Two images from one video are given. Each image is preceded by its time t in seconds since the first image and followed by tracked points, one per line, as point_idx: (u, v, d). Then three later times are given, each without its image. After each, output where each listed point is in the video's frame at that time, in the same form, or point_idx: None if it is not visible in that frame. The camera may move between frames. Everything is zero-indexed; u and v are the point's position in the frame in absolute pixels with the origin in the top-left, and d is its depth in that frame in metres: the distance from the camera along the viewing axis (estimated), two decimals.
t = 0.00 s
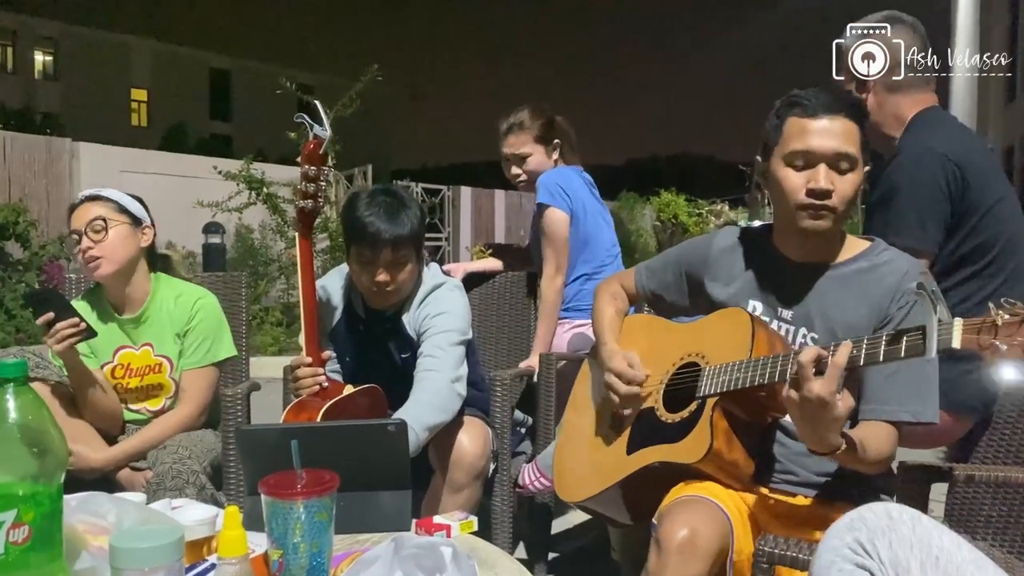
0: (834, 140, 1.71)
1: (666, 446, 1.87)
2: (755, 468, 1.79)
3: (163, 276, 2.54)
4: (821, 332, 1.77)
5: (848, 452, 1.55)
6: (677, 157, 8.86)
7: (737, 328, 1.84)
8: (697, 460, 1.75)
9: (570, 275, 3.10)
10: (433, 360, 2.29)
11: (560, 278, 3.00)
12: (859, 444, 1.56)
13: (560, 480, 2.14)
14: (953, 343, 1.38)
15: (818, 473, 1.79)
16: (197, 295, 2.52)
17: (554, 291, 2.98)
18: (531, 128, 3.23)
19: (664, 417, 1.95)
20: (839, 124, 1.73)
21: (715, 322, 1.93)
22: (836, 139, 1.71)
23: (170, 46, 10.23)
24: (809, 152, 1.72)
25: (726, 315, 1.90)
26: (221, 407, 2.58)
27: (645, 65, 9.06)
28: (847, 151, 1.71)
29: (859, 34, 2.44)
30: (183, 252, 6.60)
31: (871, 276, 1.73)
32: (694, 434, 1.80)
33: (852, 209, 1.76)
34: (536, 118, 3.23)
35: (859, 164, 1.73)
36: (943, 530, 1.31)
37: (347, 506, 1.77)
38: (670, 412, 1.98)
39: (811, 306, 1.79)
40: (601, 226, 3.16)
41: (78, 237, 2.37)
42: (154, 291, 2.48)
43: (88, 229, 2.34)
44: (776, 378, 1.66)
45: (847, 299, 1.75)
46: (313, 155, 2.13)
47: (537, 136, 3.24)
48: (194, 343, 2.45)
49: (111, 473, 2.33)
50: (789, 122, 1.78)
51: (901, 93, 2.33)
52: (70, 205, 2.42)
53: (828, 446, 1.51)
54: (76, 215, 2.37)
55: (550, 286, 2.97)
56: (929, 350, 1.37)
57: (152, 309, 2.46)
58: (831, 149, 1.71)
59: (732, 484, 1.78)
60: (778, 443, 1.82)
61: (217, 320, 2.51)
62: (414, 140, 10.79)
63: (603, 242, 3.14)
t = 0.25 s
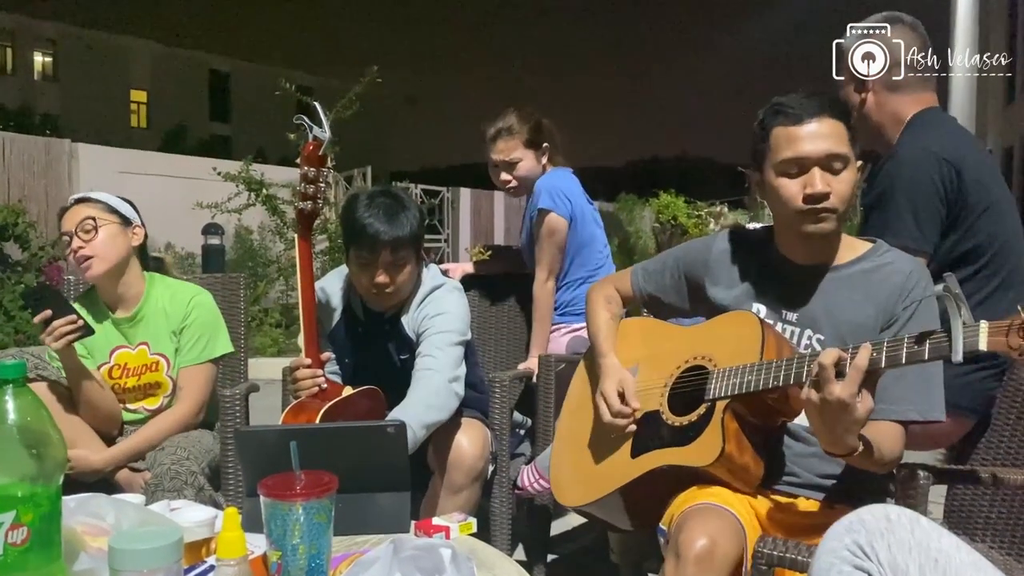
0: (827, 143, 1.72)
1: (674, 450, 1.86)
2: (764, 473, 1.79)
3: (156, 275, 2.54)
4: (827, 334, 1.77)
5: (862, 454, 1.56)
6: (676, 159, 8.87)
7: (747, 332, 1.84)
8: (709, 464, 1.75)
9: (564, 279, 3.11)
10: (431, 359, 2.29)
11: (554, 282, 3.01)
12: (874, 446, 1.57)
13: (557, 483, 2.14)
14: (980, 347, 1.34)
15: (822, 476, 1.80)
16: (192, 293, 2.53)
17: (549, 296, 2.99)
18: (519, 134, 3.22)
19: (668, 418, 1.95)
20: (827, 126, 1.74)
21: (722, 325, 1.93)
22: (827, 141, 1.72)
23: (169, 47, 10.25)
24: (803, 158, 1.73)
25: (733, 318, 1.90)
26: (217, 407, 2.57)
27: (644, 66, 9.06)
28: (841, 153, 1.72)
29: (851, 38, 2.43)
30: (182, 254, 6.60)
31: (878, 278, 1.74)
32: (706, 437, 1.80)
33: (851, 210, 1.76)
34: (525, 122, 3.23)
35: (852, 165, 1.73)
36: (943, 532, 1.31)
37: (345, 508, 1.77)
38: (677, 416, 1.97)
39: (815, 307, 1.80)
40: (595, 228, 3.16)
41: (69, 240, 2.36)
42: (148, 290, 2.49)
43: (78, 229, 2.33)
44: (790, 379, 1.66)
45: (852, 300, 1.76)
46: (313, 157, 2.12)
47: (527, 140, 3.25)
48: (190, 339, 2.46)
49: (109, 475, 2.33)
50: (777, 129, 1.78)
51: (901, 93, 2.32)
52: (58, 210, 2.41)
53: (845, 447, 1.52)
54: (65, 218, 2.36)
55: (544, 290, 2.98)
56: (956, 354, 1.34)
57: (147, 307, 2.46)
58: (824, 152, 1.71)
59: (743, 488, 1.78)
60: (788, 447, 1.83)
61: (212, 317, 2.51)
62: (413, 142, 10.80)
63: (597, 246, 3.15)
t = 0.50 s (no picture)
0: (819, 141, 1.73)
1: (676, 448, 1.86)
2: (766, 474, 1.79)
3: (152, 275, 2.54)
4: (828, 333, 1.77)
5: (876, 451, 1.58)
6: (675, 160, 8.88)
7: (749, 331, 1.84)
8: (712, 462, 1.74)
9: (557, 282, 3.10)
10: (442, 369, 2.29)
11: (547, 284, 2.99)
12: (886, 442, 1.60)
13: (557, 482, 2.13)
14: (986, 348, 1.35)
15: (820, 478, 1.79)
16: (189, 293, 2.53)
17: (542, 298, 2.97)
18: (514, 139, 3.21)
19: (673, 419, 1.96)
20: (818, 126, 1.75)
21: (723, 324, 1.93)
22: (819, 142, 1.73)
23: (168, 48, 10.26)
24: (795, 159, 1.73)
25: (735, 317, 1.90)
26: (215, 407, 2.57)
27: (642, 68, 9.06)
28: (832, 151, 1.73)
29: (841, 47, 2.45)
30: (182, 255, 6.60)
31: (878, 278, 1.74)
32: (708, 436, 1.80)
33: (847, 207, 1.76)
34: (519, 127, 3.22)
35: (844, 161, 1.74)
36: (942, 534, 1.31)
37: (344, 509, 1.77)
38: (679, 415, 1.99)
39: (816, 306, 1.80)
40: (587, 229, 3.16)
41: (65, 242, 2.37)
42: (145, 290, 2.48)
43: (74, 233, 2.33)
44: (796, 379, 1.65)
45: (854, 298, 1.75)
46: (311, 159, 2.13)
47: (520, 146, 3.24)
48: (187, 339, 2.46)
49: (109, 477, 2.34)
50: (767, 132, 1.79)
51: (896, 97, 2.32)
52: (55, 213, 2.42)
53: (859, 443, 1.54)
54: (61, 220, 2.36)
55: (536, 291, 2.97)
56: (962, 354, 1.35)
57: (143, 308, 2.46)
58: (815, 152, 1.72)
59: (744, 487, 1.78)
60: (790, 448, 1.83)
61: (209, 317, 2.51)
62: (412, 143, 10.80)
63: (589, 247, 3.15)
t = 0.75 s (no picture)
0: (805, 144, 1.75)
1: (671, 451, 1.87)
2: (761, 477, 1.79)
3: (156, 279, 2.55)
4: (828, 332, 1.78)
5: (921, 421, 1.56)
6: (675, 162, 8.88)
7: (746, 333, 1.85)
8: (707, 466, 1.75)
9: (555, 286, 3.10)
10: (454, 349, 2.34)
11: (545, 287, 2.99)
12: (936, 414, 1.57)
13: (556, 484, 2.13)
14: (978, 352, 1.38)
15: (819, 479, 1.79)
16: (192, 298, 2.53)
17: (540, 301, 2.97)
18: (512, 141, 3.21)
19: (669, 422, 1.96)
20: (802, 130, 1.77)
21: (721, 327, 1.94)
22: (804, 145, 1.75)
23: (168, 49, 10.27)
24: (781, 163, 1.75)
25: (733, 320, 1.91)
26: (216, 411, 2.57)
27: (641, 69, 9.06)
28: (817, 152, 1.75)
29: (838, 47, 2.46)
30: (181, 256, 6.61)
31: (874, 275, 1.75)
32: (704, 438, 1.81)
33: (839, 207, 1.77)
34: (516, 129, 3.21)
35: (831, 162, 1.75)
36: (942, 536, 1.31)
37: (344, 511, 1.77)
38: (676, 417, 1.99)
39: (812, 307, 1.81)
40: (585, 231, 3.15)
41: (68, 245, 2.37)
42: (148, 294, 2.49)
43: (77, 236, 2.34)
44: (791, 382, 1.66)
45: (856, 295, 1.76)
46: (308, 160, 2.12)
47: (518, 148, 3.24)
48: (189, 344, 2.46)
49: (108, 478, 2.33)
50: (755, 140, 1.81)
51: (891, 99, 2.32)
52: (61, 215, 2.43)
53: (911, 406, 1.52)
54: (66, 222, 2.38)
55: (533, 295, 2.97)
56: (954, 359, 1.37)
57: (145, 313, 2.46)
58: (801, 156, 1.74)
59: (741, 490, 1.77)
60: (786, 449, 1.82)
61: (211, 323, 2.51)
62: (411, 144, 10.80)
63: (587, 249, 3.15)
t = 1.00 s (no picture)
0: (784, 160, 1.77)
1: (669, 453, 1.87)
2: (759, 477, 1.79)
3: (164, 283, 2.55)
4: (824, 331, 1.79)
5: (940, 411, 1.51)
6: (675, 163, 8.88)
7: (743, 334, 1.85)
8: (704, 467, 1.76)
9: (556, 287, 3.10)
10: (456, 353, 2.30)
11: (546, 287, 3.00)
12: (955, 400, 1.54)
13: (556, 488, 2.13)
14: (969, 349, 1.37)
15: (816, 480, 1.79)
16: (199, 303, 2.53)
17: (541, 301, 2.98)
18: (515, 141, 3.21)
19: (666, 423, 1.96)
20: (782, 141, 1.79)
21: (717, 328, 1.95)
22: (784, 158, 1.77)
23: (168, 51, 10.27)
24: (761, 180, 1.78)
25: (730, 321, 1.91)
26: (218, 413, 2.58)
27: (641, 70, 9.06)
28: (797, 165, 1.77)
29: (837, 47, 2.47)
30: (181, 257, 6.60)
31: (865, 273, 1.76)
32: (701, 440, 1.81)
33: (824, 214, 1.79)
34: (520, 130, 3.22)
35: (813, 172, 1.77)
36: (942, 538, 1.31)
37: (343, 512, 1.77)
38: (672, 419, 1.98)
39: (811, 307, 1.82)
40: (589, 233, 3.15)
41: (78, 249, 2.35)
42: (155, 299, 2.49)
43: (87, 241, 2.33)
44: (792, 381, 1.66)
45: (851, 294, 1.77)
46: (308, 161, 2.13)
47: (521, 148, 3.24)
48: (195, 350, 2.46)
49: (107, 480, 2.33)
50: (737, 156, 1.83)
51: (890, 100, 2.33)
52: (70, 214, 2.41)
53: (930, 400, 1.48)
54: (76, 224, 2.36)
55: (535, 295, 2.97)
56: (944, 357, 1.35)
57: (153, 318, 2.46)
58: (779, 171, 1.76)
59: (739, 491, 1.77)
60: (784, 452, 1.82)
61: (218, 329, 2.51)
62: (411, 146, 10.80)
63: (590, 250, 3.14)
